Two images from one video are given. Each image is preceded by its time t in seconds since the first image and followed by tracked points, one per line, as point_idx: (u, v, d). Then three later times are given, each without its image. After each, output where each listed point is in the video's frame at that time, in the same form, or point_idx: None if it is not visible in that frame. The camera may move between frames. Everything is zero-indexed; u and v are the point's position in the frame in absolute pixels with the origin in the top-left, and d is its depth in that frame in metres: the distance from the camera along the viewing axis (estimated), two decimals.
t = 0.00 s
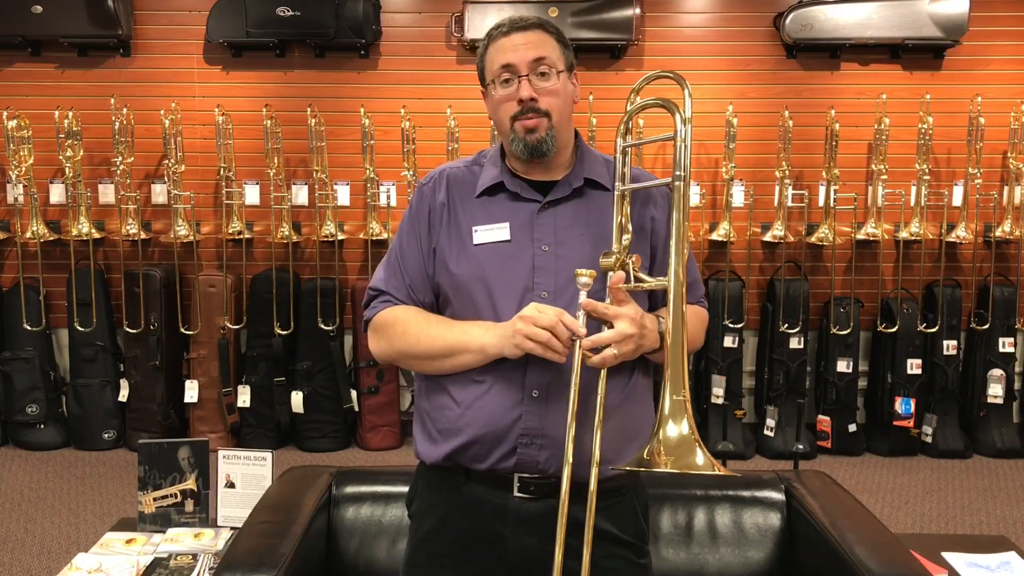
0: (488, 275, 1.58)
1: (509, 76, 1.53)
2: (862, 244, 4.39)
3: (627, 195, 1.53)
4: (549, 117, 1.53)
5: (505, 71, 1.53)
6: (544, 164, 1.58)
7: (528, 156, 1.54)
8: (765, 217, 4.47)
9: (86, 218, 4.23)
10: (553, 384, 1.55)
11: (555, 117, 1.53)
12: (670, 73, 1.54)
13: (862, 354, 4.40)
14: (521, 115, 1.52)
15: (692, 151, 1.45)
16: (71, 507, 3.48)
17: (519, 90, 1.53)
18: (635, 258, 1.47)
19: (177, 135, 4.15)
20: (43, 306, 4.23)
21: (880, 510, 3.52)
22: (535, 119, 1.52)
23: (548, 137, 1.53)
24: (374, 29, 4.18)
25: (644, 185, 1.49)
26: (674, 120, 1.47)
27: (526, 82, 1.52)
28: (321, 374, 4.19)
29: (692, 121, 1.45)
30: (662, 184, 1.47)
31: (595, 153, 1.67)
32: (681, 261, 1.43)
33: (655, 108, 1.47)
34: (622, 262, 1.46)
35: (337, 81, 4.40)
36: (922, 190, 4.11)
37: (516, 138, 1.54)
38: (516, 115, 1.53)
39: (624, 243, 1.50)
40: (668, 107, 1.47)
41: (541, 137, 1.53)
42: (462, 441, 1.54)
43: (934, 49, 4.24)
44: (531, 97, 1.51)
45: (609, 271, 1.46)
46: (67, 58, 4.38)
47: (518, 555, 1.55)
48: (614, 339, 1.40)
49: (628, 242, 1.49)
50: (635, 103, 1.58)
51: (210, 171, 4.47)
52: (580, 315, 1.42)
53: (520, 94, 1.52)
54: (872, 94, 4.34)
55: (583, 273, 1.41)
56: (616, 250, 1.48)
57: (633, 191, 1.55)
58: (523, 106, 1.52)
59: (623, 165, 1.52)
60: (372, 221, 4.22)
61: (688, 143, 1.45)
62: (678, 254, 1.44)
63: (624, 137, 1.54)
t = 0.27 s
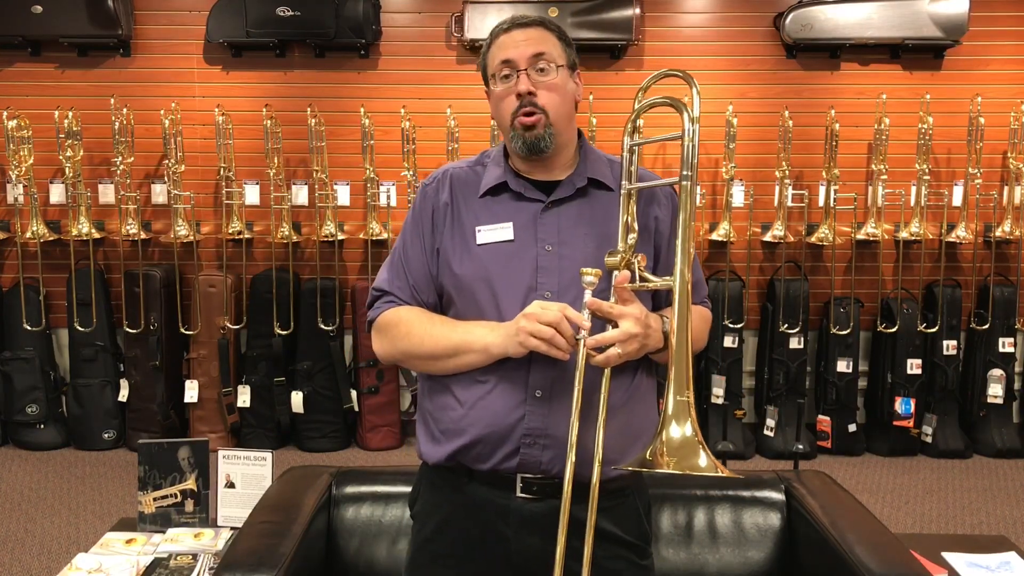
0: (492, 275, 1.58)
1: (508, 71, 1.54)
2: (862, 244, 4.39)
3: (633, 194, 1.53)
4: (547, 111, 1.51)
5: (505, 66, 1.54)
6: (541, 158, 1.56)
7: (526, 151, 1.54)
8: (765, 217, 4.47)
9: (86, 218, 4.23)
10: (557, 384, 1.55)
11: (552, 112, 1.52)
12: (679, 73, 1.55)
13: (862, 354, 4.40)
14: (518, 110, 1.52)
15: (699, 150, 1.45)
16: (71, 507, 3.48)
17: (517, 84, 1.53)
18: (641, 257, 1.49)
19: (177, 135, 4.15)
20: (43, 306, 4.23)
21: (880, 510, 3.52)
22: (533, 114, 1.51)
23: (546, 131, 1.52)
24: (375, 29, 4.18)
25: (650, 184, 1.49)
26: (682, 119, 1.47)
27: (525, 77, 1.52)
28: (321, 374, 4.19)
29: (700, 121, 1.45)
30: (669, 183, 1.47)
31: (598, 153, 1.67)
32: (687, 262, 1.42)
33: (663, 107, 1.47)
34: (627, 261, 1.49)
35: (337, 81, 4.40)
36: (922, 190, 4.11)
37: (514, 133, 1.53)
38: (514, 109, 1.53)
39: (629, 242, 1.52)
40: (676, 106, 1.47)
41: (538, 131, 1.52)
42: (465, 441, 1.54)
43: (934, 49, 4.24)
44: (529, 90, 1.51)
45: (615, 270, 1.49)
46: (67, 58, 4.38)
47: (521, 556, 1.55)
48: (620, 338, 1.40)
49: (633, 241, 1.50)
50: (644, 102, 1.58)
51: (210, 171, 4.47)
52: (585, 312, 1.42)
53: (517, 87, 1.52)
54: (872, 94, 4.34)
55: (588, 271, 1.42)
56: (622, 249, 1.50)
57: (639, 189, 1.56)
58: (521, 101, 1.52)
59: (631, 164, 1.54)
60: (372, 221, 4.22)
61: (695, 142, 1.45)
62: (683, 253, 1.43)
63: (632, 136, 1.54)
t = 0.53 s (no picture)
0: (494, 275, 1.58)
1: (510, 78, 1.53)
2: (862, 244, 4.39)
3: (638, 193, 1.52)
4: (553, 119, 1.53)
5: (507, 73, 1.53)
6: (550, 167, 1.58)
7: (532, 160, 1.55)
8: (765, 217, 4.47)
9: (86, 218, 4.23)
10: (558, 384, 1.55)
11: (558, 119, 1.54)
12: (683, 71, 1.55)
13: (862, 354, 4.40)
14: (523, 118, 1.52)
15: (703, 150, 1.45)
16: (71, 506, 3.48)
17: (520, 92, 1.53)
18: (645, 256, 1.47)
19: (177, 135, 4.15)
20: (43, 307, 4.23)
21: (880, 510, 3.52)
22: (538, 121, 1.52)
23: (552, 139, 1.53)
24: (374, 29, 4.18)
25: (655, 184, 1.49)
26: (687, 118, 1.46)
27: (527, 85, 1.52)
28: (321, 374, 4.19)
29: (705, 120, 1.45)
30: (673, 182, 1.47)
31: (601, 153, 1.67)
32: (690, 261, 1.42)
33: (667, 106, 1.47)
34: (631, 259, 1.47)
35: (337, 81, 4.40)
36: (922, 190, 4.11)
37: (519, 141, 1.54)
38: (518, 117, 1.53)
39: (633, 241, 1.51)
40: (681, 105, 1.47)
41: (544, 139, 1.53)
42: (466, 441, 1.54)
43: (934, 49, 4.24)
44: (532, 99, 1.52)
45: (620, 268, 1.46)
46: (68, 58, 4.38)
47: (522, 556, 1.55)
48: (621, 336, 1.40)
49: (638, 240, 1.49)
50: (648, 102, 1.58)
51: (210, 171, 4.47)
52: (587, 309, 1.42)
53: (520, 96, 1.53)
54: (872, 94, 4.34)
55: (591, 269, 1.42)
56: (626, 247, 1.48)
57: (643, 189, 1.55)
58: (524, 109, 1.52)
59: (636, 163, 1.52)
60: (372, 221, 4.22)
61: (699, 142, 1.45)
62: (687, 253, 1.43)
63: (637, 134, 1.54)
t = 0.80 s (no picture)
0: (495, 276, 1.58)
1: (510, 79, 1.53)
2: (862, 244, 4.39)
3: (637, 194, 1.52)
4: (552, 119, 1.52)
5: (507, 74, 1.53)
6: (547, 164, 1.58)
7: (530, 159, 1.54)
8: (765, 217, 4.47)
9: (86, 218, 4.23)
10: (559, 385, 1.54)
11: (557, 120, 1.53)
12: (683, 72, 1.54)
13: (862, 354, 4.40)
14: (522, 119, 1.52)
15: (703, 151, 1.45)
16: (71, 506, 3.48)
17: (520, 93, 1.53)
18: (644, 257, 1.47)
19: (177, 135, 4.15)
20: (43, 307, 4.22)
21: (880, 510, 3.52)
22: (537, 122, 1.52)
23: (551, 138, 1.52)
24: (374, 29, 4.18)
25: (655, 186, 1.49)
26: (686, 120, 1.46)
27: (527, 86, 1.52)
28: (321, 374, 4.19)
29: (705, 121, 1.45)
30: (673, 184, 1.47)
31: (603, 155, 1.67)
32: (689, 263, 1.42)
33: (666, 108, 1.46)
34: (630, 261, 1.47)
35: (337, 81, 4.40)
36: (922, 190, 4.11)
37: (518, 142, 1.54)
38: (517, 118, 1.53)
39: (633, 243, 1.50)
40: (680, 106, 1.46)
41: (544, 140, 1.52)
42: (466, 442, 1.54)
43: (934, 49, 4.24)
44: (532, 100, 1.52)
45: (618, 271, 1.46)
46: (67, 58, 4.38)
47: (522, 557, 1.55)
48: (620, 339, 1.40)
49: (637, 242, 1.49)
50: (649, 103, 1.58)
51: (210, 171, 4.47)
52: (586, 309, 1.42)
53: (520, 97, 1.53)
54: (872, 94, 4.34)
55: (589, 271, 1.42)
56: (625, 249, 1.48)
57: (644, 191, 1.55)
58: (524, 110, 1.52)
59: (635, 165, 1.52)
60: (372, 221, 4.22)
61: (699, 143, 1.45)
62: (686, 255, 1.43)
63: (637, 136, 1.53)
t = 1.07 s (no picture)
0: (496, 277, 1.58)
1: (516, 78, 1.53)
2: (862, 244, 4.39)
3: (639, 197, 1.52)
4: (560, 120, 1.52)
5: (512, 73, 1.53)
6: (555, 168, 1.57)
7: (540, 161, 1.54)
8: (765, 217, 4.47)
9: (86, 218, 4.23)
10: (559, 386, 1.54)
11: (565, 119, 1.53)
12: (686, 72, 1.54)
13: (862, 354, 4.40)
14: (530, 118, 1.52)
15: (706, 152, 1.45)
16: (71, 506, 3.48)
17: (529, 92, 1.52)
18: (645, 261, 1.46)
19: (177, 135, 4.14)
20: (43, 307, 4.23)
21: (880, 510, 3.52)
22: (546, 122, 1.52)
23: (560, 139, 1.53)
24: (374, 29, 4.18)
25: (658, 188, 1.48)
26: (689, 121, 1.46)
27: (535, 85, 1.52)
28: (321, 374, 4.19)
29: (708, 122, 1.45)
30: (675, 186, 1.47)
31: (604, 155, 1.67)
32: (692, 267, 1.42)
33: (669, 108, 1.46)
34: (632, 264, 1.45)
35: (337, 81, 4.40)
36: (922, 190, 4.11)
37: (526, 142, 1.53)
38: (526, 118, 1.53)
39: (635, 246, 1.50)
40: (683, 108, 1.46)
41: (554, 140, 1.52)
42: (466, 443, 1.54)
43: (934, 49, 4.24)
44: (541, 99, 1.51)
45: (620, 273, 1.45)
46: (67, 58, 4.38)
47: (522, 558, 1.55)
48: (620, 342, 1.40)
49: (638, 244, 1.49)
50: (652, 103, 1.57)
51: (210, 171, 4.47)
52: (586, 313, 1.41)
53: (528, 96, 1.52)
54: (872, 94, 4.34)
55: (590, 274, 1.41)
56: (626, 252, 1.47)
57: (646, 192, 1.55)
58: (532, 109, 1.52)
59: (638, 167, 1.51)
60: (372, 221, 4.22)
61: (702, 144, 1.45)
62: (687, 258, 1.43)
63: (640, 137, 1.53)
